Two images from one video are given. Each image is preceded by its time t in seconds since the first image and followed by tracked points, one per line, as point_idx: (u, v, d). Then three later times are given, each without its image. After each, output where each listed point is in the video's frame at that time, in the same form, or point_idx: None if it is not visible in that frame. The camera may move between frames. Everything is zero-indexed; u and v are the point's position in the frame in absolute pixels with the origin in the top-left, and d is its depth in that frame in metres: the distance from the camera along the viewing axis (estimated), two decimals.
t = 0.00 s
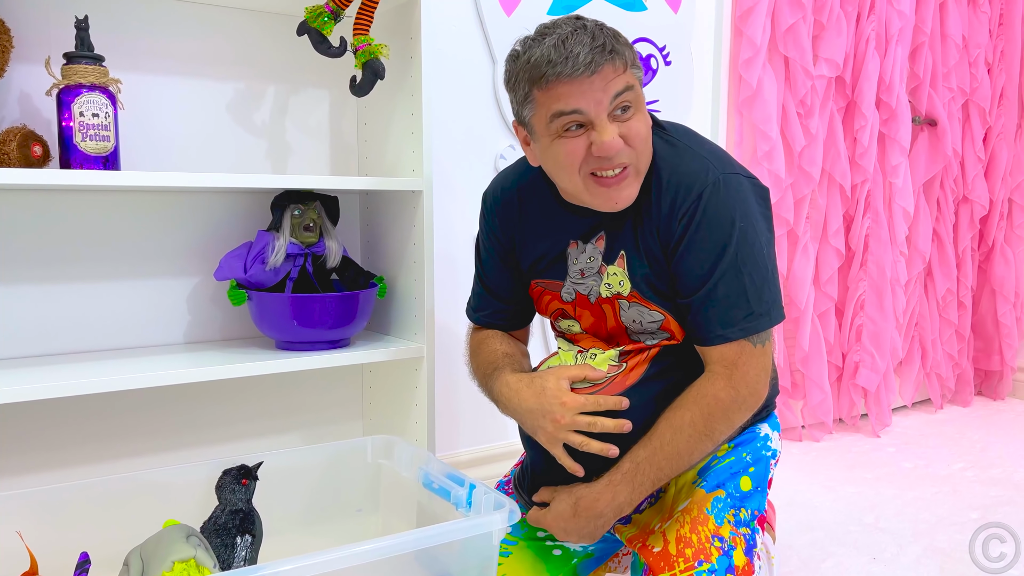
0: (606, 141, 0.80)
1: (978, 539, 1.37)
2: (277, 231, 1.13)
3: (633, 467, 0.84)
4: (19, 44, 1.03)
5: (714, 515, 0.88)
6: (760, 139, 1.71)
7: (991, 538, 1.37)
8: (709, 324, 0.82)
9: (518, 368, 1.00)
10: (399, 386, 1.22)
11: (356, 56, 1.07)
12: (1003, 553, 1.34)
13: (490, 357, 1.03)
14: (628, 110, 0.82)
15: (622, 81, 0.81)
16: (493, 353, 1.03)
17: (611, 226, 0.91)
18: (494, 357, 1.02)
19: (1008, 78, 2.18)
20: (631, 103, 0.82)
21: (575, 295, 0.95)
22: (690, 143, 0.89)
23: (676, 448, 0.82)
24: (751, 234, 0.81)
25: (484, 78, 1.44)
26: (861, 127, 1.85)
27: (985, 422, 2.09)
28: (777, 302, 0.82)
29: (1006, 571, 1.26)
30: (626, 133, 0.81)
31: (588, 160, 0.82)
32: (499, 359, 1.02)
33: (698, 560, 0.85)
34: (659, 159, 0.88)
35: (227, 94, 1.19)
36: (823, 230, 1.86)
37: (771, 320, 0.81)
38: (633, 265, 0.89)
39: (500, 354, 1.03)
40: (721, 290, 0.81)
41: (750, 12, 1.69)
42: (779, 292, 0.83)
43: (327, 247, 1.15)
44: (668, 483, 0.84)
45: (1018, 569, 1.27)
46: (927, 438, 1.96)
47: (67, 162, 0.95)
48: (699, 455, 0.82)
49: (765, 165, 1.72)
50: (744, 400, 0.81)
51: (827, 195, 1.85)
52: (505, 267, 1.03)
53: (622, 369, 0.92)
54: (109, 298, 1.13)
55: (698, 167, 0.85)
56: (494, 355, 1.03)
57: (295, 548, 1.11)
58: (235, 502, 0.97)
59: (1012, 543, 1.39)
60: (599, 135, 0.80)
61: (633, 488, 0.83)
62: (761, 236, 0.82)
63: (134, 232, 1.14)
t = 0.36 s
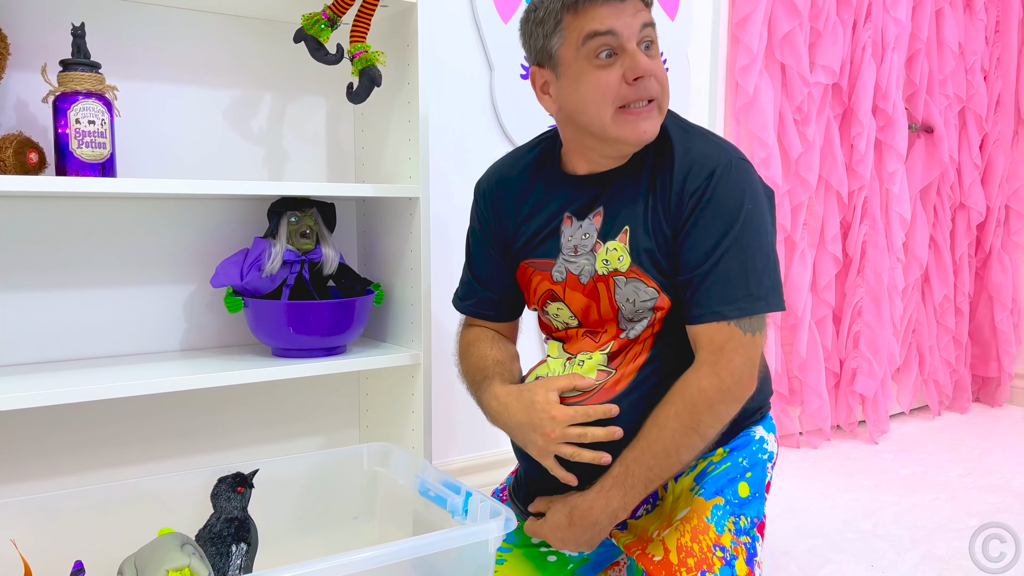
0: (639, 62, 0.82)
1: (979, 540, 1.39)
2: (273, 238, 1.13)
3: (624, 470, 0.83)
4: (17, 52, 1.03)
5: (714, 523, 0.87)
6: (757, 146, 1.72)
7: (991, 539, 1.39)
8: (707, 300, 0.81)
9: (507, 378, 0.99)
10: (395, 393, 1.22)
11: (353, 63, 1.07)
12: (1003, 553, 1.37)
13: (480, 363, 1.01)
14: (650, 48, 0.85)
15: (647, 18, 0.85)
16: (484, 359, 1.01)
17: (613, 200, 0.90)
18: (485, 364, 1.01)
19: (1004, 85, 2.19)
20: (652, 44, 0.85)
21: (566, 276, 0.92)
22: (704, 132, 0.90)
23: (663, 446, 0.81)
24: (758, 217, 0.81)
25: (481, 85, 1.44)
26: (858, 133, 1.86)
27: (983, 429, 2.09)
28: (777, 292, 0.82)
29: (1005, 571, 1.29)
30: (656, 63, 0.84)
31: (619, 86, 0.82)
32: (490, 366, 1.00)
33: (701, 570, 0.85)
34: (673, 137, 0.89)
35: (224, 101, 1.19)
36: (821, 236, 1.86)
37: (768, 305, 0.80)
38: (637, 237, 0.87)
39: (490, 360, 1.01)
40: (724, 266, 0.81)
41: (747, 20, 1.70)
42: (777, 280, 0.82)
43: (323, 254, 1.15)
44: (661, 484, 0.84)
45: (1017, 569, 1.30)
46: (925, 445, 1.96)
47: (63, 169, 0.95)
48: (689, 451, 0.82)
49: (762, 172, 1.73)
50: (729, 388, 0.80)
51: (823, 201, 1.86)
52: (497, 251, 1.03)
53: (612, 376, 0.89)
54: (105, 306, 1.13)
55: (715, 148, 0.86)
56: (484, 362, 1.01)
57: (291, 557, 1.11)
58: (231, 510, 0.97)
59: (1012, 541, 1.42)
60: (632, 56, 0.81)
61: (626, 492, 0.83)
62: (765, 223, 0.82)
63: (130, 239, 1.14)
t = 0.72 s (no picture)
0: (567, 102, 0.83)
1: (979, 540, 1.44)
2: (273, 249, 1.13)
3: (606, 487, 0.84)
4: (18, 66, 1.04)
5: (704, 530, 0.88)
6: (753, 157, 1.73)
7: (991, 539, 1.44)
8: (674, 322, 0.81)
9: (485, 401, 0.99)
10: (393, 404, 1.22)
11: (352, 77, 1.07)
12: (1003, 552, 1.42)
13: (460, 388, 1.03)
14: (583, 83, 0.85)
15: (576, 54, 0.85)
16: (463, 384, 1.03)
17: (574, 232, 0.90)
18: (464, 390, 1.02)
19: (999, 95, 2.21)
20: (585, 78, 0.86)
21: (536, 309, 0.94)
22: (655, 153, 0.90)
23: (646, 462, 0.82)
24: (714, 234, 0.81)
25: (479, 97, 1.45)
26: (854, 144, 1.87)
27: (980, 438, 2.10)
28: (745, 302, 0.82)
29: (1005, 570, 1.33)
30: (584, 101, 0.84)
31: (550, 128, 0.84)
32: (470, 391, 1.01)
33: None
34: (625, 164, 0.89)
35: (224, 114, 1.20)
36: (817, 247, 1.87)
37: (737, 318, 0.80)
38: (602, 270, 0.88)
39: (468, 385, 1.02)
40: (686, 287, 0.81)
41: (743, 32, 1.71)
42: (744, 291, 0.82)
43: (322, 265, 1.16)
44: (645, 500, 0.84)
45: (1017, 568, 1.34)
46: (922, 454, 1.96)
47: (64, 183, 0.96)
48: (672, 468, 0.82)
49: (758, 183, 1.74)
50: (708, 406, 0.81)
51: (819, 212, 1.87)
52: (469, 288, 1.04)
53: (587, 394, 0.92)
54: (104, 317, 1.13)
55: (661, 172, 0.86)
56: (463, 387, 1.03)
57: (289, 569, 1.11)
58: (229, 522, 0.98)
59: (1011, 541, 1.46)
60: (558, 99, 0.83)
61: (609, 508, 0.84)
62: (723, 236, 0.82)
63: (129, 251, 1.15)
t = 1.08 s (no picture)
0: (516, 123, 0.83)
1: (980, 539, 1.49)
2: (273, 258, 1.14)
3: (629, 503, 0.84)
4: (20, 76, 1.05)
5: (716, 544, 0.88)
6: (752, 165, 1.74)
7: (991, 538, 1.49)
8: (702, 353, 0.82)
9: (500, 410, 0.99)
10: (394, 412, 1.22)
11: (352, 86, 1.07)
12: (1003, 552, 1.46)
13: (473, 397, 1.02)
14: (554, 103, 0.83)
15: (549, 73, 0.83)
16: (476, 393, 1.03)
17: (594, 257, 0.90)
18: (478, 398, 1.02)
19: (997, 103, 2.22)
20: (558, 99, 0.83)
21: (554, 329, 0.95)
22: (675, 176, 0.90)
23: (672, 483, 0.83)
24: (739, 266, 0.82)
25: (480, 106, 1.45)
26: (853, 153, 1.87)
27: (979, 445, 2.10)
28: (771, 329, 0.83)
29: (1005, 569, 1.38)
30: (542, 122, 0.83)
31: (507, 146, 0.85)
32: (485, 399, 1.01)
33: None
34: (647, 188, 0.89)
35: (225, 123, 1.20)
36: (817, 255, 1.88)
37: (766, 346, 0.82)
38: (624, 298, 0.88)
39: (483, 394, 1.02)
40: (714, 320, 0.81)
41: (742, 41, 1.71)
42: (769, 319, 0.83)
43: (323, 274, 1.16)
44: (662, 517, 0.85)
45: (1017, 568, 1.38)
46: (922, 462, 1.96)
47: (65, 193, 0.96)
48: (696, 489, 0.83)
49: (757, 191, 1.75)
50: (738, 434, 0.82)
51: (819, 220, 1.87)
52: (487, 300, 1.04)
53: (606, 407, 0.91)
54: (105, 326, 1.13)
55: (684, 200, 0.86)
56: (476, 395, 1.02)
57: None
58: (230, 531, 0.98)
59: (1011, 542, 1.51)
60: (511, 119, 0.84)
61: (629, 523, 0.84)
62: (749, 266, 0.83)
63: (130, 260, 1.15)
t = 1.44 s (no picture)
0: (502, 164, 0.84)
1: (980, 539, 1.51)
2: (272, 262, 1.13)
3: (617, 499, 0.84)
4: (20, 80, 1.05)
5: (712, 548, 0.87)
6: (751, 169, 1.74)
7: (991, 539, 1.50)
8: (682, 356, 0.82)
9: (495, 403, 1.00)
10: (393, 416, 1.22)
11: (352, 90, 1.07)
12: (1003, 552, 1.47)
13: (472, 390, 1.03)
14: (540, 144, 0.83)
15: (535, 111, 0.82)
16: (476, 385, 1.03)
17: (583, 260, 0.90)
18: (477, 391, 1.02)
19: (996, 107, 2.22)
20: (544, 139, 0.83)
21: (552, 332, 0.96)
22: (659, 176, 0.89)
23: (660, 478, 0.82)
24: (716, 267, 0.81)
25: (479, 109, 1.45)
26: (852, 157, 1.88)
27: (979, 449, 2.09)
28: (753, 329, 0.82)
29: (1005, 570, 1.39)
30: (528, 163, 0.83)
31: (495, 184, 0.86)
32: (483, 393, 1.01)
33: None
34: (629, 192, 0.88)
35: (224, 126, 1.20)
36: (816, 259, 1.88)
37: (747, 347, 0.81)
38: (612, 301, 0.89)
39: (480, 387, 1.03)
40: (692, 323, 0.81)
41: (741, 45, 1.72)
42: (750, 320, 0.82)
43: (322, 278, 1.16)
44: (651, 514, 0.85)
45: (1017, 568, 1.39)
46: (922, 466, 1.96)
47: (65, 196, 0.96)
48: (683, 486, 0.83)
49: (757, 195, 1.75)
50: (724, 430, 0.82)
51: (818, 224, 1.87)
52: (489, 298, 1.04)
53: (598, 402, 0.91)
54: (104, 330, 1.13)
55: (664, 201, 0.85)
56: (475, 389, 1.03)
57: None
58: (229, 535, 0.97)
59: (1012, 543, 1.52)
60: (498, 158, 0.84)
61: (617, 520, 0.83)
62: (727, 267, 0.81)
63: (129, 264, 1.15)
